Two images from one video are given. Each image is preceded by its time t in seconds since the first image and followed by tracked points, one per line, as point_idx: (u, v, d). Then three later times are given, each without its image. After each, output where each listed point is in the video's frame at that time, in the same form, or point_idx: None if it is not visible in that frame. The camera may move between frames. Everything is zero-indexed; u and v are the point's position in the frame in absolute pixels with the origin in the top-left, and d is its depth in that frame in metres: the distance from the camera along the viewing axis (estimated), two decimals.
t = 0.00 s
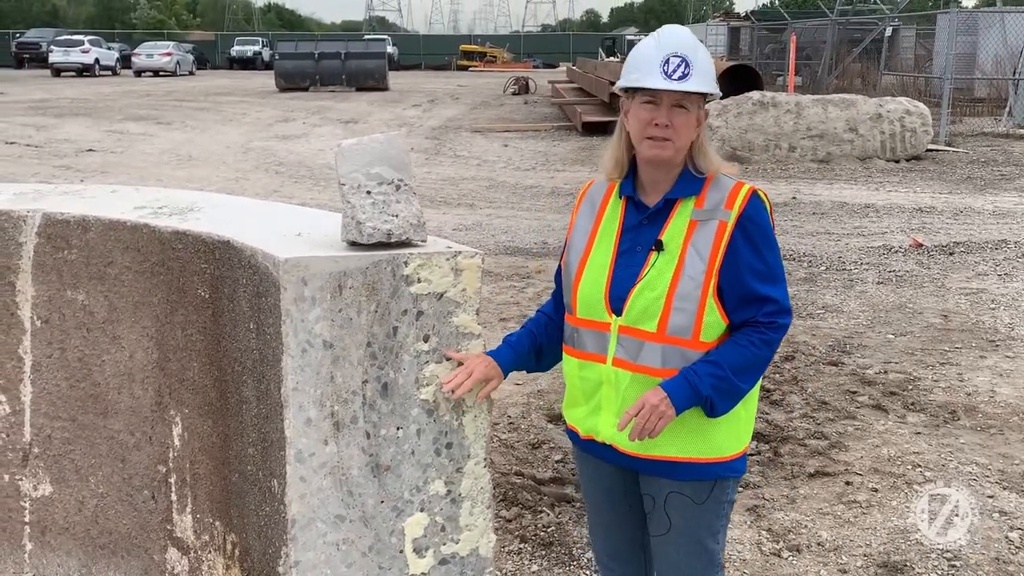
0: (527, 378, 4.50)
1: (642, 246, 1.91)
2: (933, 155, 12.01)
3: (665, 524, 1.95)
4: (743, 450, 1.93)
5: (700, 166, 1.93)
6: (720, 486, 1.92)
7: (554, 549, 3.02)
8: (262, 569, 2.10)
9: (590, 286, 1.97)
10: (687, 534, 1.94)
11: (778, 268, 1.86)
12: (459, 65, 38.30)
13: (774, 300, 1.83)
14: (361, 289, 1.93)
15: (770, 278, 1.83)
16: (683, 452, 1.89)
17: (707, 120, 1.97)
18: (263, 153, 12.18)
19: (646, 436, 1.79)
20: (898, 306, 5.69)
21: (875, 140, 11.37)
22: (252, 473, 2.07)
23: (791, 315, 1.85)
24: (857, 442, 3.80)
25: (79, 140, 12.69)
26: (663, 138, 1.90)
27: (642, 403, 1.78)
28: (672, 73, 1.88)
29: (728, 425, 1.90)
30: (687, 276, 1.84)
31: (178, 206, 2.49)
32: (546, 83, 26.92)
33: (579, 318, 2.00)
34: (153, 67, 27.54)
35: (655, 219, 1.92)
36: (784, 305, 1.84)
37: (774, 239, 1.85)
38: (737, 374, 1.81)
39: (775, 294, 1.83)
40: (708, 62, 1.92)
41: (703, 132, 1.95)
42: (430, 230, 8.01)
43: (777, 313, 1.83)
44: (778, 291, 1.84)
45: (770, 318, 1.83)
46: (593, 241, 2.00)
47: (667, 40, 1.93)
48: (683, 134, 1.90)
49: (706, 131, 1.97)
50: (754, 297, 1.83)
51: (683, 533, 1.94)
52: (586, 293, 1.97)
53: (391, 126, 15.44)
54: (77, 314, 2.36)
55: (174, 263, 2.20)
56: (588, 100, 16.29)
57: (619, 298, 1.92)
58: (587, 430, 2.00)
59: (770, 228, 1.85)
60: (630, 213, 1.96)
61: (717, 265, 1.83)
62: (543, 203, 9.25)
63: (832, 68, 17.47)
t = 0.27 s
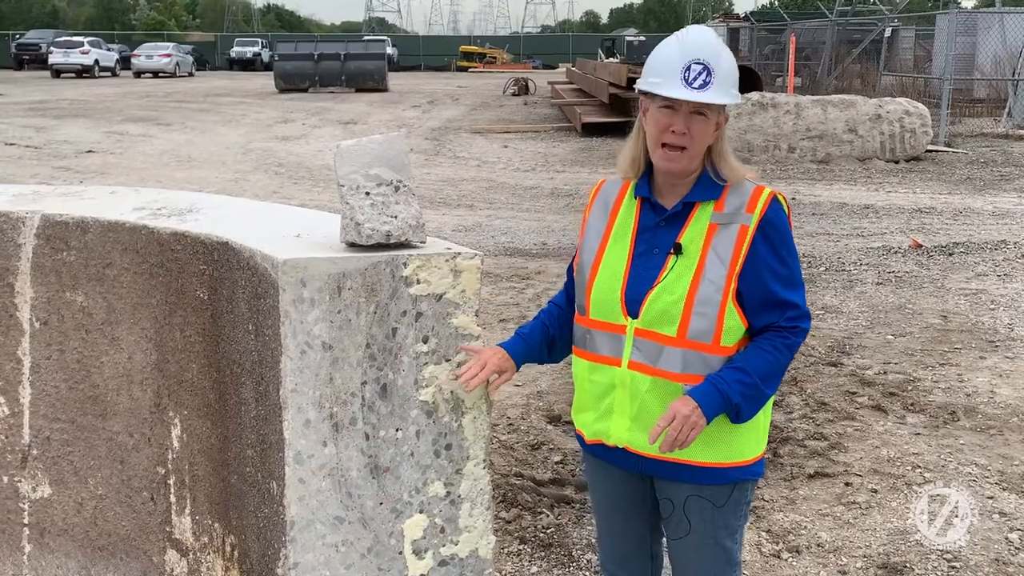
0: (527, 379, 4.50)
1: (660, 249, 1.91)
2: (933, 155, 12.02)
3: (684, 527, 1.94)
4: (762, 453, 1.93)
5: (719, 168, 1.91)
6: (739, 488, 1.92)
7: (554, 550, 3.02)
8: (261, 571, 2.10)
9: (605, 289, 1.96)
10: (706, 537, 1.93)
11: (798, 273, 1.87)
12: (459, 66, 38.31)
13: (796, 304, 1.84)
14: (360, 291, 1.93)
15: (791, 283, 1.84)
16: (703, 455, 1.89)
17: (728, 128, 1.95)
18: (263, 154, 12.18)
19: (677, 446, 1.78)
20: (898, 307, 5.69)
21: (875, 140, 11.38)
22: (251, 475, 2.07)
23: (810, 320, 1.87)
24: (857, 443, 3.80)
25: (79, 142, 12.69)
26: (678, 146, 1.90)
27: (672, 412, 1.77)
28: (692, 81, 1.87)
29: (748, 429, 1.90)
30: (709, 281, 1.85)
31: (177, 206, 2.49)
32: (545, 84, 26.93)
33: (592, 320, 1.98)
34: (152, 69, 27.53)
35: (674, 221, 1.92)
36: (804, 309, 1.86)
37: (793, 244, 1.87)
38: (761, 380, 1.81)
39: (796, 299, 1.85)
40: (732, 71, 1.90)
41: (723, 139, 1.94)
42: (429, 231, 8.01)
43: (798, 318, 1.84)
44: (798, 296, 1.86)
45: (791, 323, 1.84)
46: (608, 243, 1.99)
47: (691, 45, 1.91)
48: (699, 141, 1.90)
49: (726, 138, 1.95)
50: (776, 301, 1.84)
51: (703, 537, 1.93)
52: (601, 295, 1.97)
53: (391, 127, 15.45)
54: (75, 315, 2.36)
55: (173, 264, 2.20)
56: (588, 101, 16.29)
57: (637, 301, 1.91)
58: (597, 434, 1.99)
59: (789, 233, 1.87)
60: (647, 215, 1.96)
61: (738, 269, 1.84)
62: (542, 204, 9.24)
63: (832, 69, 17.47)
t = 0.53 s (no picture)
0: (525, 379, 4.50)
1: (676, 256, 1.91)
2: (930, 155, 12.03)
3: (696, 531, 1.94)
4: (774, 456, 1.94)
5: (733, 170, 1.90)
6: (753, 490, 1.92)
7: (551, 550, 3.02)
8: (258, 572, 2.09)
9: (618, 295, 1.95)
10: (719, 540, 1.93)
11: (814, 279, 1.88)
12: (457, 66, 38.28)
13: (813, 310, 1.85)
14: (357, 291, 1.93)
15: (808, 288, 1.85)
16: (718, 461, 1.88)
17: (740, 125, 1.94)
18: (260, 154, 12.17)
19: (699, 458, 1.79)
20: (895, 307, 5.69)
21: (873, 140, 11.39)
22: (248, 476, 2.07)
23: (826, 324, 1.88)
24: (855, 444, 3.80)
25: (76, 142, 12.67)
26: (695, 142, 1.88)
27: (696, 427, 1.78)
28: (708, 75, 1.85)
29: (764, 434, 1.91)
30: (727, 289, 1.85)
31: (175, 206, 2.48)
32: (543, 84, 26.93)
33: (605, 326, 1.97)
34: (150, 69, 27.50)
35: (688, 227, 1.91)
36: (821, 314, 1.86)
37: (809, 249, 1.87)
38: (781, 388, 1.82)
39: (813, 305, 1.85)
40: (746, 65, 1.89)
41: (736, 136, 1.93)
42: (427, 231, 8.01)
43: (815, 323, 1.85)
44: (814, 301, 1.87)
45: (809, 329, 1.85)
46: (619, 247, 1.97)
47: (705, 39, 1.90)
48: (716, 139, 1.88)
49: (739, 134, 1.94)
50: (794, 308, 1.84)
51: (715, 539, 1.93)
52: (613, 301, 1.95)
53: (389, 127, 15.44)
54: (72, 316, 2.36)
55: (170, 264, 2.20)
56: (585, 102, 16.29)
57: (653, 309, 1.91)
58: (611, 442, 1.98)
59: (805, 239, 1.87)
60: (660, 218, 1.95)
61: (756, 277, 1.84)
62: (540, 204, 9.24)
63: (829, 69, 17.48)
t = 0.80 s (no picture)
0: (522, 378, 4.50)
1: (690, 258, 1.90)
2: (928, 154, 12.04)
3: (711, 534, 1.94)
4: (787, 456, 1.94)
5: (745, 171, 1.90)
6: (765, 491, 1.94)
7: (548, 549, 3.02)
8: (254, 570, 2.09)
9: (630, 300, 1.94)
10: (734, 542, 1.94)
11: (827, 277, 1.88)
12: (455, 64, 38.24)
13: (827, 309, 1.85)
14: (353, 289, 1.92)
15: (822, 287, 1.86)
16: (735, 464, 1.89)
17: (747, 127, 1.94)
18: (258, 152, 12.16)
19: (718, 461, 1.80)
20: (893, 306, 5.69)
21: (870, 139, 11.39)
22: (244, 474, 2.06)
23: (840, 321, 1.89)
24: (851, 442, 3.80)
25: (73, 139, 12.66)
26: (703, 145, 1.87)
27: (714, 430, 1.78)
28: (716, 78, 1.85)
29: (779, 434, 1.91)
30: (743, 291, 1.85)
31: (171, 205, 2.48)
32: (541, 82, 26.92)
33: (617, 331, 1.97)
34: (147, 66, 27.47)
35: (701, 230, 1.91)
36: (834, 312, 1.87)
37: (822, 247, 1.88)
38: (799, 387, 1.82)
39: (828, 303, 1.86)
40: (753, 68, 1.89)
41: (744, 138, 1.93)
42: (424, 229, 8.00)
43: (829, 321, 1.86)
44: (828, 299, 1.87)
45: (824, 328, 1.85)
46: (630, 251, 1.96)
47: (710, 43, 1.89)
48: (725, 141, 1.88)
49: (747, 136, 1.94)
50: (809, 308, 1.85)
51: (730, 541, 1.94)
52: (625, 306, 1.95)
53: (386, 125, 15.42)
54: (68, 314, 2.35)
55: (166, 262, 2.19)
56: (583, 100, 16.29)
57: (667, 313, 1.90)
58: (627, 448, 1.97)
59: (817, 238, 1.87)
60: (670, 222, 1.94)
61: (771, 278, 1.84)
62: (538, 203, 9.24)
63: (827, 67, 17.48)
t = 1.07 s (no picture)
0: (521, 375, 4.50)
1: (698, 261, 1.90)
2: (927, 151, 12.04)
3: (716, 536, 1.94)
4: (794, 460, 1.94)
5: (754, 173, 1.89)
6: (770, 494, 1.93)
7: (547, 546, 3.02)
8: (252, 567, 2.09)
9: (639, 303, 1.94)
10: (738, 544, 1.93)
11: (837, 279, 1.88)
12: (454, 61, 38.20)
13: (837, 311, 1.84)
14: (352, 286, 1.92)
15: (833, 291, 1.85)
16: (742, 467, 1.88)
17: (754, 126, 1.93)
18: (257, 149, 12.15)
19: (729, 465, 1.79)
20: (892, 303, 5.69)
21: (869, 136, 11.39)
22: (242, 472, 2.06)
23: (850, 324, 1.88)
24: (850, 439, 3.80)
25: (72, 136, 12.64)
26: (711, 145, 1.86)
27: (724, 434, 1.77)
28: (721, 78, 1.84)
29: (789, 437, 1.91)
30: (752, 295, 1.84)
31: (170, 201, 2.47)
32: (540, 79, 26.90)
33: (626, 333, 1.97)
34: (146, 63, 27.43)
35: (709, 232, 1.91)
36: (845, 314, 1.86)
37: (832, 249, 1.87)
38: (809, 390, 1.81)
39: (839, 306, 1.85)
40: (757, 66, 1.88)
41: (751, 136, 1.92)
42: (423, 226, 8.00)
43: (839, 323, 1.85)
44: (838, 302, 1.86)
45: (834, 330, 1.84)
46: (638, 254, 1.96)
47: (714, 43, 1.89)
48: (732, 141, 1.87)
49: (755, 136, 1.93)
50: (819, 310, 1.84)
51: (735, 544, 1.93)
52: (634, 309, 1.95)
53: (385, 122, 15.40)
54: (65, 310, 2.35)
55: (164, 259, 2.19)
56: (583, 97, 16.27)
57: (675, 315, 1.90)
58: (636, 448, 1.97)
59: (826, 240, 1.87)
60: (679, 223, 1.94)
61: (780, 281, 1.84)
62: (537, 199, 9.23)
63: (826, 64, 17.47)
